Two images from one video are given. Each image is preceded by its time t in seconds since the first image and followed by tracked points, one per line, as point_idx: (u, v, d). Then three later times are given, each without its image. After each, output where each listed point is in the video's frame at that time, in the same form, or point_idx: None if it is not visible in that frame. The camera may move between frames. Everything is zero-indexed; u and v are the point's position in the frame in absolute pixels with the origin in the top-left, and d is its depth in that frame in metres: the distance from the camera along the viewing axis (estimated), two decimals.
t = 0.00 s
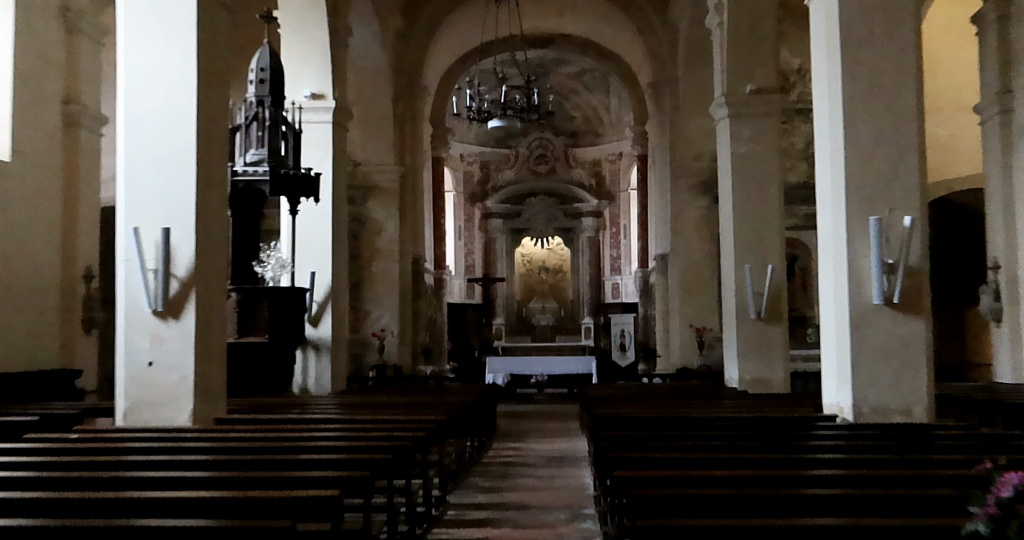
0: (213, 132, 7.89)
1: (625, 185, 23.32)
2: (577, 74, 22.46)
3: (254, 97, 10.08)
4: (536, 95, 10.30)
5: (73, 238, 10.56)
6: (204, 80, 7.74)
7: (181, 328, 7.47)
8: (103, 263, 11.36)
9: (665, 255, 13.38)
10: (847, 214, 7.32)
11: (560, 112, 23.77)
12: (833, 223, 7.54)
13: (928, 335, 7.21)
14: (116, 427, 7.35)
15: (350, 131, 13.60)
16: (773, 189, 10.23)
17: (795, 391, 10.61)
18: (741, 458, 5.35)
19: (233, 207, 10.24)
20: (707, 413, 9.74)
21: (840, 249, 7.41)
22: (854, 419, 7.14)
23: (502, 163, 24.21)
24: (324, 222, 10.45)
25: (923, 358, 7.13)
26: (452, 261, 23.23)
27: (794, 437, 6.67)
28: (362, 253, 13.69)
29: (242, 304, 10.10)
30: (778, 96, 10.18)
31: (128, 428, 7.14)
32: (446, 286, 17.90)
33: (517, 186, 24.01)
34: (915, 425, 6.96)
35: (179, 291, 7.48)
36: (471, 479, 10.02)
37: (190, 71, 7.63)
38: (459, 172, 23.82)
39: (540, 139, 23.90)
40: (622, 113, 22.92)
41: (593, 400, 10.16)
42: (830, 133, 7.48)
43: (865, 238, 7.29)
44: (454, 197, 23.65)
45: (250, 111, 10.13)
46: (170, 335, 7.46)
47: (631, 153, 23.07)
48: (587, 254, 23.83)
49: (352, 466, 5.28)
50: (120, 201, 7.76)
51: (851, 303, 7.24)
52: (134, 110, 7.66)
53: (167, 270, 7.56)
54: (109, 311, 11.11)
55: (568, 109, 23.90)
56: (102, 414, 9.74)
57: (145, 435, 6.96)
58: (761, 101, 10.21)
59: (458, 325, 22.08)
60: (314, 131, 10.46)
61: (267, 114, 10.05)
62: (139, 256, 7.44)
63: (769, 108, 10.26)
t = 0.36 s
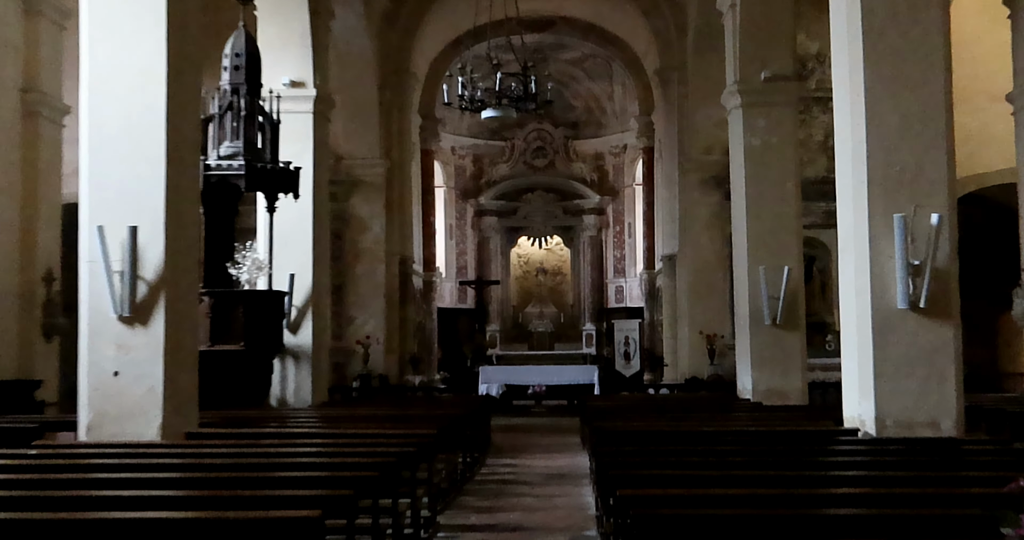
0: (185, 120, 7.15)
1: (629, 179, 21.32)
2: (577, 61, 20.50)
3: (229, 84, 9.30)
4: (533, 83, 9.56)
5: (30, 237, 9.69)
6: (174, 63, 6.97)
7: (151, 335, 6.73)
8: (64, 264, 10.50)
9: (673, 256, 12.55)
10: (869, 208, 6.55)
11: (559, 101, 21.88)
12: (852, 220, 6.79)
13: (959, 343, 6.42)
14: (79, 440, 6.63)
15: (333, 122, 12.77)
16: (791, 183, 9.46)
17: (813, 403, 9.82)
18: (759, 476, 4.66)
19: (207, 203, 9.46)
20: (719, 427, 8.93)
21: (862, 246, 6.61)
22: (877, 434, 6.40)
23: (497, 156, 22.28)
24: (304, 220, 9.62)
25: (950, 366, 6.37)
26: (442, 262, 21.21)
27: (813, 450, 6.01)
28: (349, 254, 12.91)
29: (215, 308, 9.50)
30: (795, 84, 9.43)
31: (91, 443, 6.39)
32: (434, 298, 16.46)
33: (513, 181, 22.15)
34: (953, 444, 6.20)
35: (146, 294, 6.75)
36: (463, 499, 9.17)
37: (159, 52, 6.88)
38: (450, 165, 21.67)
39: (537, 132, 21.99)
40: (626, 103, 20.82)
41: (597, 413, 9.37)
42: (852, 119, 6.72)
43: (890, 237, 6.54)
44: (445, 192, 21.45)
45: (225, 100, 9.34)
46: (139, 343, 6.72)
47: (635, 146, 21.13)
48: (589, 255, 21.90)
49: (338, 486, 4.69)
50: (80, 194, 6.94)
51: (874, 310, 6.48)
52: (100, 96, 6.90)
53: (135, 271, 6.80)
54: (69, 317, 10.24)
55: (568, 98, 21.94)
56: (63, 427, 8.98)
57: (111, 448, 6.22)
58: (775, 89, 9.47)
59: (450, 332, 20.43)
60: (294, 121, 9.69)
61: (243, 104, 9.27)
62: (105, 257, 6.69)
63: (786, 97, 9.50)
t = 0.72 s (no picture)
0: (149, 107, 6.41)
1: (629, 173, 19.92)
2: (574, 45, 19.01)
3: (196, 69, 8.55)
4: (525, 69, 8.88)
5: None
6: (138, 45, 6.28)
7: (110, 343, 6.07)
8: (21, 263, 9.76)
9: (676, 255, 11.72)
10: (891, 202, 5.90)
11: (553, 89, 20.32)
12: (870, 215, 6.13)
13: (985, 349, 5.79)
14: (32, 455, 6.01)
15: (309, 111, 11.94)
16: (802, 177, 8.77)
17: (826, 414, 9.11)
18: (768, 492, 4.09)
19: (173, 198, 8.77)
20: (726, 441, 8.18)
21: (880, 244, 5.97)
22: (894, 448, 5.79)
23: (485, 148, 20.60)
24: (276, 216, 8.87)
25: (973, 374, 5.75)
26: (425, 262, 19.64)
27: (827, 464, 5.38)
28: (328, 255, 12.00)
29: (181, 312, 8.74)
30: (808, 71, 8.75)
31: (41, 460, 5.73)
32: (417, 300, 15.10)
33: (503, 175, 20.34)
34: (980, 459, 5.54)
35: (105, 298, 6.09)
36: (448, 518, 8.37)
37: (120, 36, 6.18)
38: (436, 157, 20.06)
39: (530, 122, 20.34)
40: (626, 90, 19.51)
41: (593, 425, 8.66)
42: (870, 103, 6.08)
43: (908, 236, 5.90)
44: (431, 187, 19.97)
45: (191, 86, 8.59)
46: (98, 350, 6.07)
47: (636, 136, 19.71)
48: (586, 255, 20.07)
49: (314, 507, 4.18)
50: (33, 184, 6.17)
51: (892, 313, 5.85)
52: (54, 82, 6.19)
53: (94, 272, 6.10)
54: (24, 320, 9.50)
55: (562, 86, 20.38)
56: (15, 441, 8.27)
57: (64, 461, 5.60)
58: (785, 77, 8.79)
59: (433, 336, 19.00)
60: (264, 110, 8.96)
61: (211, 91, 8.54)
62: (62, 256, 6.03)
63: (799, 85, 8.81)
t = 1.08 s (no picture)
0: (111, 89, 5.66)
1: (630, 168, 18.04)
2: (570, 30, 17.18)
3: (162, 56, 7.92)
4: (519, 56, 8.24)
5: None
6: (101, 23, 5.58)
7: (69, 352, 5.40)
8: None
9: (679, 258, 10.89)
10: (912, 197, 5.32)
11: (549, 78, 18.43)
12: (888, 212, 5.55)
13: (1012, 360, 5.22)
14: None
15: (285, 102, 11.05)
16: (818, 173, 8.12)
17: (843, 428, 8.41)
18: (780, 513, 3.58)
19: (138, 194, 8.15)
20: (740, 458, 7.46)
21: (900, 243, 5.40)
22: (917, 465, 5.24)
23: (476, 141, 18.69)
24: (250, 215, 8.18)
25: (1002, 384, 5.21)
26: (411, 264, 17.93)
27: (844, 484, 4.77)
28: (306, 255, 11.25)
29: (147, 319, 8.06)
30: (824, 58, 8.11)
31: None
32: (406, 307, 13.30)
33: (495, 170, 18.48)
34: None
35: (64, 304, 5.40)
36: None
37: (81, 14, 5.50)
38: (422, 152, 18.30)
39: (524, 112, 18.52)
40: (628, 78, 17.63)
41: (593, 441, 7.95)
42: (887, 90, 5.52)
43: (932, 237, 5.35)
44: (417, 183, 18.12)
45: (157, 74, 7.96)
46: (56, 360, 5.39)
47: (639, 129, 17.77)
48: (584, 257, 18.30)
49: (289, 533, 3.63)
50: None
51: (916, 321, 5.28)
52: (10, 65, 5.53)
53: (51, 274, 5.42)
54: None
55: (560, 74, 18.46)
56: None
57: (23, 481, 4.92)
58: (800, 65, 8.16)
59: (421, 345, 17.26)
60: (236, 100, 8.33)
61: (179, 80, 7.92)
62: (15, 255, 5.36)
63: (814, 73, 8.16)
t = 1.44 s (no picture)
0: (79, 67, 5.04)
1: (639, 164, 16.86)
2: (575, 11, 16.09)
3: (132, 42, 7.34)
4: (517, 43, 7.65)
5: None
6: None
7: (33, 363, 4.79)
8: None
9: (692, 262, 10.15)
10: (942, 195, 4.78)
11: (551, 66, 17.24)
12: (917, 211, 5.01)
13: None
14: None
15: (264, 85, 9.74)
16: (841, 169, 7.54)
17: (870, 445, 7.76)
18: None
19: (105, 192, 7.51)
20: (760, 479, 6.81)
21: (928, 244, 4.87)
22: (952, 488, 4.69)
23: (473, 134, 17.33)
24: (228, 215, 7.51)
25: None
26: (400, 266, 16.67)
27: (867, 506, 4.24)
28: (289, 257, 9.95)
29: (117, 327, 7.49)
30: (849, 44, 7.52)
31: None
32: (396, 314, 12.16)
33: (492, 166, 17.05)
34: None
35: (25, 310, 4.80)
36: None
37: None
38: (416, 146, 16.93)
39: (523, 104, 17.22)
40: (636, 66, 16.44)
41: (599, 459, 7.30)
42: (914, 78, 4.97)
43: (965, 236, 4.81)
44: (408, 179, 16.78)
45: (126, 62, 7.35)
46: (18, 372, 4.78)
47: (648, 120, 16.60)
48: (589, 260, 16.97)
49: None
50: None
51: (945, 328, 4.75)
52: None
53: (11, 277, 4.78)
54: None
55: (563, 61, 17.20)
56: None
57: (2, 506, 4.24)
58: (823, 52, 7.55)
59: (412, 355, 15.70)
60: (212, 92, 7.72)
61: (150, 68, 7.29)
62: None
63: (837, 61, 7.55)
